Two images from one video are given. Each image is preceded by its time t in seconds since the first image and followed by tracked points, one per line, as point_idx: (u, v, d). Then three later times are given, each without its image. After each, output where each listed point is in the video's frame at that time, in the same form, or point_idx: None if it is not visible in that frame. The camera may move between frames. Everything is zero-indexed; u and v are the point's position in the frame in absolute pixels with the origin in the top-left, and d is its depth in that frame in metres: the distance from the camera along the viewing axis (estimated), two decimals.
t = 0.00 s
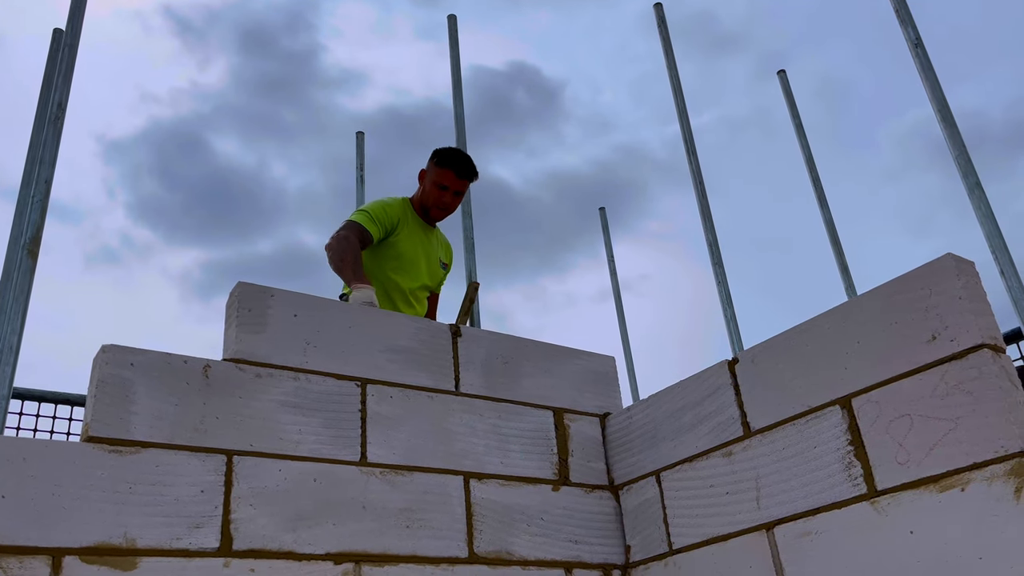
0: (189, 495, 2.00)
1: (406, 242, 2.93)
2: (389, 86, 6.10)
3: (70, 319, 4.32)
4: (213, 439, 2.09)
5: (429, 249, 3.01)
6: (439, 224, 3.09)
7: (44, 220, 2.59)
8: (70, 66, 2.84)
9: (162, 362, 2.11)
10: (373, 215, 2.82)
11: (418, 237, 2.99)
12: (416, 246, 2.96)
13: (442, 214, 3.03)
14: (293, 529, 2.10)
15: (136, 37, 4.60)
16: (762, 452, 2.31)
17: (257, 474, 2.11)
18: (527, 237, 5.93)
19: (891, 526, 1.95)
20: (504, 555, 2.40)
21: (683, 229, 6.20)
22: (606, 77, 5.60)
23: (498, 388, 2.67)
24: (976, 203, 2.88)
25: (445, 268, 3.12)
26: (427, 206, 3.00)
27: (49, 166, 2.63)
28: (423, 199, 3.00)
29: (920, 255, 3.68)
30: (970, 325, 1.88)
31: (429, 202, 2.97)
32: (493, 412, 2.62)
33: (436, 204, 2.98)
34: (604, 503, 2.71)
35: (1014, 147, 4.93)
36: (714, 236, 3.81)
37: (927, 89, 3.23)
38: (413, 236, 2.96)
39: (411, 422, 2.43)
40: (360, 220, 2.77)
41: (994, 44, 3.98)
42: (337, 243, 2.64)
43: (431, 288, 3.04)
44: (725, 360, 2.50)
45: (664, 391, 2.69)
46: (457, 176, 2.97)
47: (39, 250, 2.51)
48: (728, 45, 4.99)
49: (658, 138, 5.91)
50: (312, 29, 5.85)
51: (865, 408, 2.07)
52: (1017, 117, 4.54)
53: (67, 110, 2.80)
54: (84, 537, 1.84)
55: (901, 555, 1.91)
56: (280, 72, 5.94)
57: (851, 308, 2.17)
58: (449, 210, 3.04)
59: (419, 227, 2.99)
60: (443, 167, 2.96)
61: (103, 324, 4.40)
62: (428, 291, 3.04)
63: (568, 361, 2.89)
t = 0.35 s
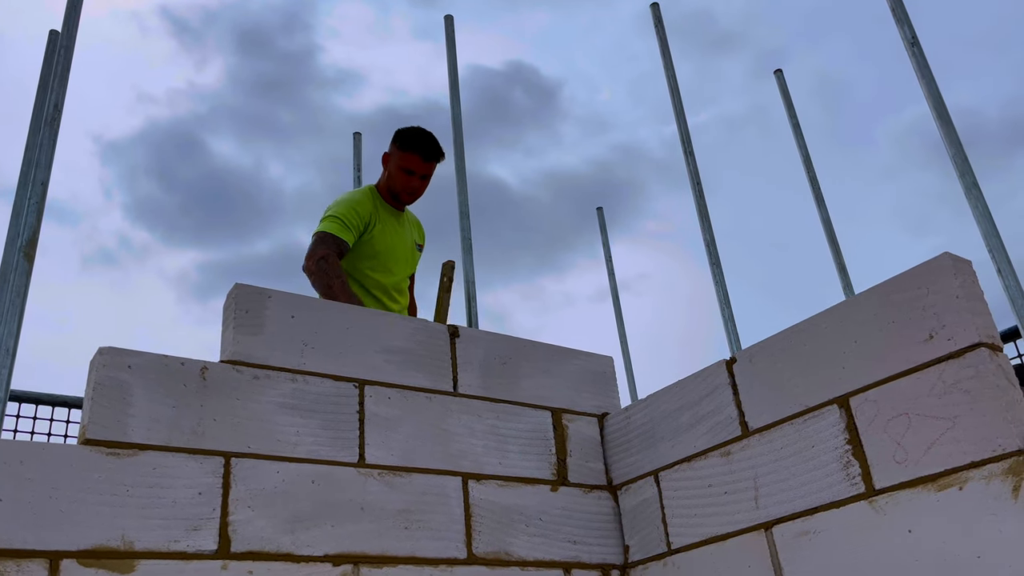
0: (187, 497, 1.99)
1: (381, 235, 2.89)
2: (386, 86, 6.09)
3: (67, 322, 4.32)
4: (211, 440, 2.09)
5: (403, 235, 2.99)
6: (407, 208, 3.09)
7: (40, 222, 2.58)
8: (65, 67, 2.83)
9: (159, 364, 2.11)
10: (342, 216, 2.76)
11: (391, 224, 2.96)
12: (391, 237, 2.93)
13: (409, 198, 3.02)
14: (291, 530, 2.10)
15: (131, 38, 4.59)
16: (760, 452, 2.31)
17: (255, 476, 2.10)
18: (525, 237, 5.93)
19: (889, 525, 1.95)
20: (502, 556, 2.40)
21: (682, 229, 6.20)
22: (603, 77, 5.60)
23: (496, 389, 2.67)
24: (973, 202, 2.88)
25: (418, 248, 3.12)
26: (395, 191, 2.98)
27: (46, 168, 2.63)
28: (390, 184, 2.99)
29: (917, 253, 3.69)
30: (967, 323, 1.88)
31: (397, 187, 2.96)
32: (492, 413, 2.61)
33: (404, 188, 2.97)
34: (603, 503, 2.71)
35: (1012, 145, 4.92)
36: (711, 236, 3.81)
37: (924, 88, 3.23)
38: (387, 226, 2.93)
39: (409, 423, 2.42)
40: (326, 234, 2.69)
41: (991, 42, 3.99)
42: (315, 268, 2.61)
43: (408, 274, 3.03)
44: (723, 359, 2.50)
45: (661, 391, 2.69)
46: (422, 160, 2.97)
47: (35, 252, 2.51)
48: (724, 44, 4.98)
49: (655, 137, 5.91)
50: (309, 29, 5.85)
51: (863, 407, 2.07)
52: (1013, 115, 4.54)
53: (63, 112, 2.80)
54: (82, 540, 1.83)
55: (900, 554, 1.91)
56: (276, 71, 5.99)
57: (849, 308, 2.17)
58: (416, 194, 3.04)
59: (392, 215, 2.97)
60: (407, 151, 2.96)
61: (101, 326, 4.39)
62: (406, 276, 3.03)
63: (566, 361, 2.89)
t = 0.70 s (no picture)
0: (185, 499, 1.99)
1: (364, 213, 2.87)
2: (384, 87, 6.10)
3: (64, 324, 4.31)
4: (208, 442, 2.09)
5: (389, 219, 2.98)
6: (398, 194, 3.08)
7: (36, 224, 2.57)
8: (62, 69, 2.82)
9: (157, 366, 2.10)
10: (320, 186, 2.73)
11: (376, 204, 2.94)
12: (375, 217, 2.91)
13: (402, 183, 3.02)
14: (290, 532, 2.09)
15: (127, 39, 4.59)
16: (759, 451, 2.31)
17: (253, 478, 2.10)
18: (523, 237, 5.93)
19: (887, 524, 1.95)
20: (501, 556, 2.40)
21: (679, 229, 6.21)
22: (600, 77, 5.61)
23: (494, 389, 2.67)
24: (969, 201, 2.88)
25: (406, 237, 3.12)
26: (388, 175, 2.98)
27: (43, 170, 2.62)
28: (381, 169, 2.98)
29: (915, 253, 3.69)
30: (964, 323, 1.88)
31: (389, 171, 2.96)
32: (490, 413, 2.61)
33: (397, 172, 2.97)
34: (601, 504, 2.71)
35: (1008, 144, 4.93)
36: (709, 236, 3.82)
37: (919, 87, 3.24)
38: (371, 206, 2.91)
39: (407, 425, 2.42)
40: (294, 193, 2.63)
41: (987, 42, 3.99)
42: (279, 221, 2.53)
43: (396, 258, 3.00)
44: (721, 359, 2.50)
45: (660, 391, 2.69)
46: (414, 144, 2.98)
47: (32, 254, 2.51)
48: (721, 43, 4.99)
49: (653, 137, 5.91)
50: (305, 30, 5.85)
51: (861, 407, 2.08)
52: (1010, 115, 4.55)
53: (60, 114, 2.78)
54: (80, 542, 1.83)
55: (898, 553, 1.92)
56: (272, 71, 6.03)
57: (846, 307, 2.17)
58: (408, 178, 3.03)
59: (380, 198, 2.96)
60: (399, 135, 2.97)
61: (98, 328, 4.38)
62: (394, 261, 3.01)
63: (564, 362, 2.89)
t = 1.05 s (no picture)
0: (182, 500, 1.99)
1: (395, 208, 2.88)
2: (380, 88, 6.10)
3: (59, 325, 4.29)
4: (204, 443, 2.08)
5: (422, 218, 2.97)
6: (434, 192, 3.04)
7: (31, 224, 2.57)
8: (57, 69, 2.82)
9: (154, 367, 2.10)
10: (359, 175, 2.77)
11: (410, 202, 2.94)
12: (407, 215, 2.91)
13: (437, 182, 2.97)
14: (287, 533, 2.09)
15: (123, 39, 4.57)
16: (757, 450, 2.31)
17: (250, 478, 2.09)
18: (519, 237, 5.94)
19: (884, 523, 1.95)
20: (498, 556, 2.39)
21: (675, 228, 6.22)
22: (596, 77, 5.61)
23: (491, 390, 2.66)
24: (966, 200, 2.89)
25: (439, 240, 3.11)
26: (425, 174, 2.93)
27: (37, 170, 2.61)
28: (418, 167, 2.93)
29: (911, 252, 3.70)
30: (961, 321, 1.89)
31: (425, 171, 2.91)
32: (487, 413, 2.61)
33: (432, 172, 2.92)
34: (599, 503, 2.71)
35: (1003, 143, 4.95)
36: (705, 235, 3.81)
37: (915, 86, 3.24)
38: (404, 203, 2.91)
39: (404, 425, 2.42)
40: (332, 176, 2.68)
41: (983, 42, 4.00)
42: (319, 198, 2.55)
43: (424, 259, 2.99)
44: (718, 359, 2.50)
45: (657, 390, 2.69)
46: (453, 144, 2.90)
47: (27, 254, 2.50)
48: (719, 43, 4.98)
49: (650, 137, 5.92)
50: (301, 29, 5.83)
51: (858, 405, 2.08)
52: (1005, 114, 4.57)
53: (54, 114, 2.78)
54: (76, 543, 1.82)
55: (896, 551, 1.92)
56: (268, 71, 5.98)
57: (843, 306, 2.17)
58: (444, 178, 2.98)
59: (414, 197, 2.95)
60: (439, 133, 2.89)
61: (92, 329, 4.38)
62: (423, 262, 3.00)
63: (561, 361, 2.88)
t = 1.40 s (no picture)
0: (178, 500, 1.98)
1: (436, 210, 2.91)
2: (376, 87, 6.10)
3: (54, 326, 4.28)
4: (201, 443, 2.08)
5: (461, 219, 3.00)
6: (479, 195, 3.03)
7: (26, 224, 2.55)
8: (52, 68, 2.80)
9: (150, 367, 2.09)
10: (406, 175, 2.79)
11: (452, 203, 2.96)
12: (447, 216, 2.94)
13: (483, 186, 2.96)
14: (283, 533, 2.08)
15: (120, 38, 4.55)
16: (754, 449, 2.31)
17: (246, 478, 2.09)
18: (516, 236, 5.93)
19: (881, 522, 1.96)
20: (496, 556, 2.39)
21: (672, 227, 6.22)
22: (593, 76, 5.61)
23: (488, 389, 2.66)
24: (962, 199, 2.88)
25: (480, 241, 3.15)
26: (471, 176, 2.92)
27: (32, 170, 2.60)
28: (466, 168, 2.92)
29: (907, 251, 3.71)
30: (957, 320, 1.89)
31: (472, 173, 2.90)
32: (484, 413, 2.61)
33: (478, 175, 2.91)
34: (595, 502, 2.71)
35: (999, 142, 4.96)
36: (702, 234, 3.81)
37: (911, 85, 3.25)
38: (445, 204, 2.94)
39: (401, 424, 2.42)
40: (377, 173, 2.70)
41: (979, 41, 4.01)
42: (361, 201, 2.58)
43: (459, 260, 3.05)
44: (715, 358, 2.50)
45: (653, 389, 2.70)
46: (503, 149, 2.89)
47: (22, 255, 2.49)
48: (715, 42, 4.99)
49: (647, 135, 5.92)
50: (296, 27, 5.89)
51: (854, 404, 2.08)
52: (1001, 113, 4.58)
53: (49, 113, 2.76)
54: (72, 544, 1.82)
55: (893, 550, 1.92)
56: (265, 71, 5.93)
57: (839, 305, 2.18)
58: (491, 182, 2.97)
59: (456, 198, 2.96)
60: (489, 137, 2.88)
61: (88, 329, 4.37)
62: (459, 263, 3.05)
63: (558, 361, 2.88)
